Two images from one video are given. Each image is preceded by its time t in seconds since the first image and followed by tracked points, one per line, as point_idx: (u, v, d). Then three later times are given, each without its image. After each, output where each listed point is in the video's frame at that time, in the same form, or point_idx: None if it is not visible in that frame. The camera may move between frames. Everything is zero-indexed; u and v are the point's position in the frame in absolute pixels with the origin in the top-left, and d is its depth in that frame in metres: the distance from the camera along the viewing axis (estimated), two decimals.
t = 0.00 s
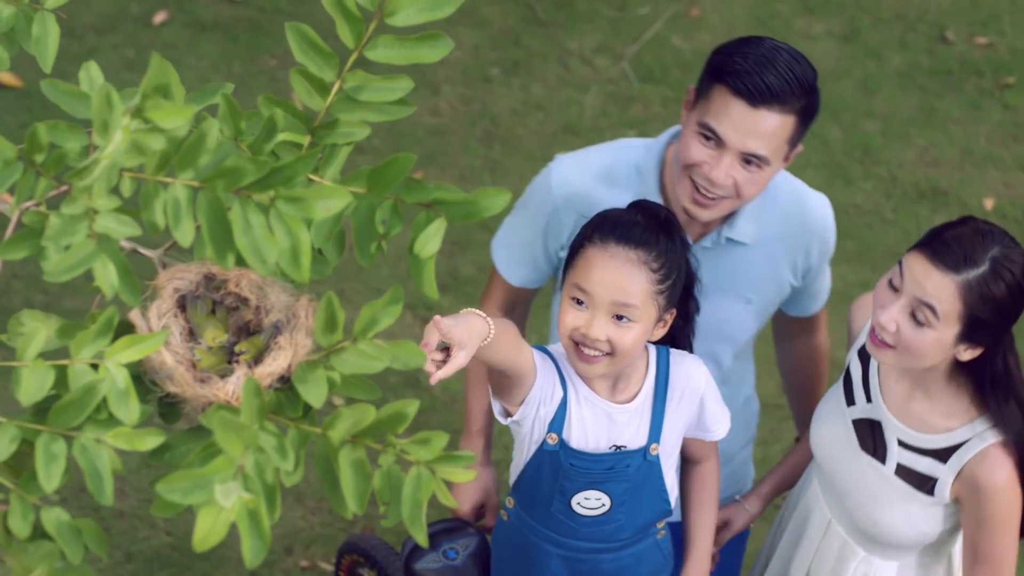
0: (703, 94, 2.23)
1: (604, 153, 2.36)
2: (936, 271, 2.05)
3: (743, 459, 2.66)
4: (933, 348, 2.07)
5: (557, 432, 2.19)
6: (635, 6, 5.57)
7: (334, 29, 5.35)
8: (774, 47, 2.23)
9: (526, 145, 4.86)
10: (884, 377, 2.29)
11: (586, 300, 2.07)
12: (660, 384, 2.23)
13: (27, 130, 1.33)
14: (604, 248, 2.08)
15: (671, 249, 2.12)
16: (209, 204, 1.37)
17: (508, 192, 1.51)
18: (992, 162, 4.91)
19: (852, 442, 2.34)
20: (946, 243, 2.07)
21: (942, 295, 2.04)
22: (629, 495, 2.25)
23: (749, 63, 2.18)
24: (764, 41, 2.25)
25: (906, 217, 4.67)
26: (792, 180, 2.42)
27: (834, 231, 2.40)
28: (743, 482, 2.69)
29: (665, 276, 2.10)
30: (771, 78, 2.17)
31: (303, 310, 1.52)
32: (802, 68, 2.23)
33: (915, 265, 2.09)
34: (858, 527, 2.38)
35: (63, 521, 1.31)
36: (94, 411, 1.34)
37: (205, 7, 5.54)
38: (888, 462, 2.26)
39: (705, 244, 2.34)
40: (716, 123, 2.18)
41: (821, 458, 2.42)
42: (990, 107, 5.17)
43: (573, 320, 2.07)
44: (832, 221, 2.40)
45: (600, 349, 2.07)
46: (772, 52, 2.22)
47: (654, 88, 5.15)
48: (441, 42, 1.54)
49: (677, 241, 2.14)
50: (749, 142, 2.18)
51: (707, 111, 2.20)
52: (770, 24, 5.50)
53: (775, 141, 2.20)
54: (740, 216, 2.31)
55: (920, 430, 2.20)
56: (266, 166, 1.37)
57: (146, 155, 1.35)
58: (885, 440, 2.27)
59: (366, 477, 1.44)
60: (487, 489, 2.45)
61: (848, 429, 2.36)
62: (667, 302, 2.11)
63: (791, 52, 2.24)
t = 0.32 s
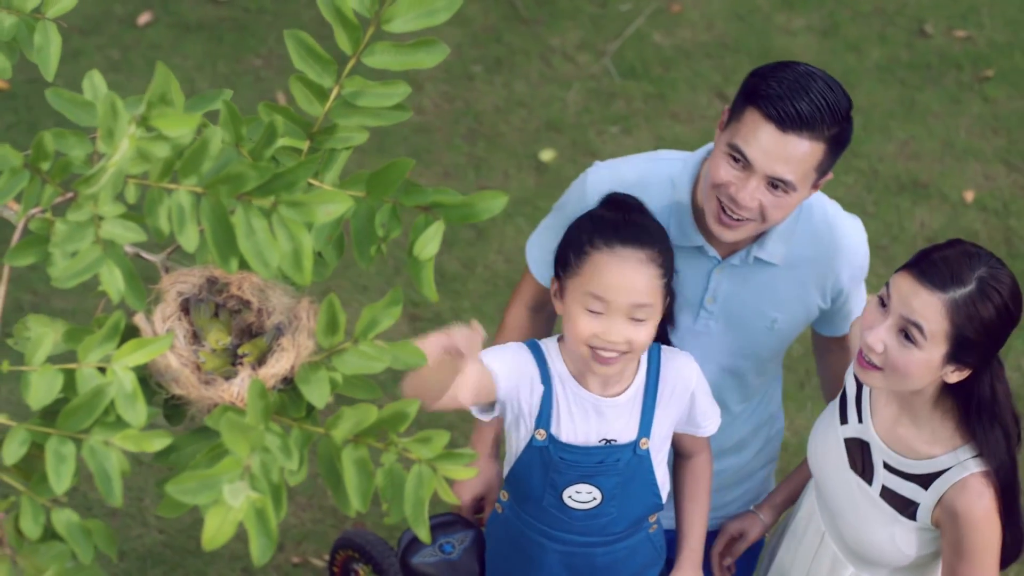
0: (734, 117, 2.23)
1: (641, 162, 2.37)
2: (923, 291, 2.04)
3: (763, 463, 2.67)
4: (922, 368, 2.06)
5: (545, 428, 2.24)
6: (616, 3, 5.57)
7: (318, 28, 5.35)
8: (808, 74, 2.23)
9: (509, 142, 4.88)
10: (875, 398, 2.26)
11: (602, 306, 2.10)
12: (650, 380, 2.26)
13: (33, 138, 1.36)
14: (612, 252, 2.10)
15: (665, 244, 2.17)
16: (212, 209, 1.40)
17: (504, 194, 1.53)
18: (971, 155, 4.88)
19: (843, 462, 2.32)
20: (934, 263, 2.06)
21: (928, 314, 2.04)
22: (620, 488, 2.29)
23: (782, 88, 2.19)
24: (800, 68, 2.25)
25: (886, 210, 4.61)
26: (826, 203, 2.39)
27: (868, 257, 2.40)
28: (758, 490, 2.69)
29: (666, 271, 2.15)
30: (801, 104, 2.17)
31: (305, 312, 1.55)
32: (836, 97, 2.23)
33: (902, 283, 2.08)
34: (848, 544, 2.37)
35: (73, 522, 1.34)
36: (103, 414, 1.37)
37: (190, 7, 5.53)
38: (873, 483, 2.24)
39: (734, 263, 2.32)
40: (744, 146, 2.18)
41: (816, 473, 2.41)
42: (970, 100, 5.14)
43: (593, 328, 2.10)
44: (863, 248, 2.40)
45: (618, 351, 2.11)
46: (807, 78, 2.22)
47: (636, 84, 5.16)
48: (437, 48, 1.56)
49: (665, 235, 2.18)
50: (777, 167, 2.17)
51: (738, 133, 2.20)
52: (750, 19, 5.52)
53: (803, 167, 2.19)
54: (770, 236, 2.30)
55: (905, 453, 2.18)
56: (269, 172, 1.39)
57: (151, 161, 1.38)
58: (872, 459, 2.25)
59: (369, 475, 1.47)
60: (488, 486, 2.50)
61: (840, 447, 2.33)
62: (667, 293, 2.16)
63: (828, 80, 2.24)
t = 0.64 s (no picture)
0: (744, 142, 2.18)
1: (655, 165, 2.40)
2: (898, 284, 2.07)
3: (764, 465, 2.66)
4: (901, 359, 2.08)
5: (532, 425, 2.26)
6: None
7: (303, 26, 5.34)
8: (808, 85, 2.17)
9: (495, 138, 4.91)
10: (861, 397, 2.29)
11: (654, 308, 2.13)
12: (645, 375, 2.28)
13: (37, 144, 1.37)
14: (647, 257, 2.12)
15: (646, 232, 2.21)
16: (214, 211, 1.42)
17: (501, 194, 1.55)
18: (954, 147, 4.83)
19: (831, 460, 2.35)
20: (908, 258, 2.08)
21: (905, 308, 2.06)
22: (613, 481, 2.30)
23: (787, 106, 2.14)
24: (800, 77, 2.19)
25: (870, 201, 4.63)
26: (838, 211, 2.38)
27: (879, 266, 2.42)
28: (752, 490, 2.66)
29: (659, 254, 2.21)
30: (811, 120, 2.12)
31: (306, 312, 1.58)
32: (840, 100, 2.17)
33: (876, 280, 2.11)
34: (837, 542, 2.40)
35: (81, 521, 1.36)
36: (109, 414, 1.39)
37: (176, 5, 5.50)
38: (861, 481, 2.28)
39: (744, 267, 2.32)
40: (766, 171, 2.14)
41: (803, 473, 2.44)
42: (952, 92, 5.06)
43: (653, 332, 2.14)
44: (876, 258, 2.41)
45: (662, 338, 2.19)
46: (810, 87, 2.17)
47: (621, 79, 5.15)
48: (434, 50, 1.58)
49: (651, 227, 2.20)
50: (800, 186, 2.14)
51: (754, 160, 2.16)
52: (733, 13, 5.44)
53: (823, 178, 2.15)
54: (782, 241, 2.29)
55: (892, 450, 2.20)
56: (269, 174, 1.41)
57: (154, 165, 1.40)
58: (859, 456, 2.29)
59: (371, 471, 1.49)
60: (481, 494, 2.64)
61: (828, 445, 2.36)
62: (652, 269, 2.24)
63: (829, 83, 2.18)
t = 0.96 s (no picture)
0: (743, 184, 2.11)
1: (641, 166, 2.39)
2: (879, 264, 2.06)
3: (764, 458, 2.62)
4: (887, 339, 2.07)
5: (516, 424, 2.27)
6: None
7: (290, 24, 5.35)
8: (776, 109, 2.11)
9: (482, 133, 4.93)
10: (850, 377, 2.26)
11: (632, 301, 2.13)
12: (627, 368, 2.27)
13: (42, 148, 1.39)
14: (620, 252, 2.11)
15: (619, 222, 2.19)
16: (217, 212, 1.43)
17: (500, 193, 1.57)
18: (939, 139, 4.87)
19: (819, 442, 2.32)
20: (888, 238, 2.07)
21: (887, 287, 2.05)
22: (600, 472, 2.29)
23: (773, 139, 2.08)
24: (759, 104, 2.12)
25: (856, 194, 4.67)
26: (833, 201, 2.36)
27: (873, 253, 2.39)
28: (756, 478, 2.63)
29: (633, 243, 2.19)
30: (801, 145, 2.07)
31: (308, 311, 1.60)
32: (808, 109, 2.11)
33: (858, 262, 2.10)
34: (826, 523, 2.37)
35: (89, 518, 1.38)
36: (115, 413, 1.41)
37: (164, 4, 5.49)
38: (850, 461, 2.25)
39: (739, 258, 2.29)
40: (784, 207, 2.10)
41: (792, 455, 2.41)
42: (937, 84, 5.10)
43: (632, 323, 2.14)
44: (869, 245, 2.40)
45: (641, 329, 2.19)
46: (780, 114, 2.10)
47: (607, 74, 5.17)
48: (431, 51, 1.61)
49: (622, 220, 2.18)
50: (813, 198, 2.11)
51: (767, 201, 2.10)
52: (718, 7, 5.46)
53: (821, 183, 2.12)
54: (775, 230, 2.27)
55: (883, 429, 2.17)
56: (272, 176, 1.43)
57: (157, 167, 1.42)
58: (849, 437, 2.25)
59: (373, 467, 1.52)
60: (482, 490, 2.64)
61: (817, 428, 2.33)
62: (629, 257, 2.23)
63: (783, 94, 2.12)
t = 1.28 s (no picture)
0: (712, 195, 2.13)
1: (607, 168, 2.42)
2: (872, 253, 2.09)
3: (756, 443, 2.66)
4: (884, 326, 2.09)
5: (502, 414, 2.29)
6: None
7: (280, 24, 5.36)
8: (734, 117, 2.11)
9: (473, 132, 4.95)
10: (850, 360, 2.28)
11: (598, 300, 2.12)
12: (611, 366, 2.27)
13: (47, 152, 1.41)
14: (586, 251, 2.10)
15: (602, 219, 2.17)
16: (221, 215, 1.45)
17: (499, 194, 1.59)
18: (927, 135, 4.91)
19: (822, 423, 2.34)
20: (880, 227, 2.10)
21: (880, 274, 2.07)
22: (584, 462, 2.30)
23: (736, 149, 2.09)
24: (716, 114, 2.12)
25: (845, 189, 4.71)
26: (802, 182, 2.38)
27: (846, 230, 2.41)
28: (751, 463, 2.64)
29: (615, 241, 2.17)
30: (763, 153, 2.08)
31: (309, 310, 1.62)
32: (765, 115, 2.11)
33: (852, 251, 2.13)
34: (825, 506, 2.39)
35: (96, 518, 1.41)
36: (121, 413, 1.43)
37: (154, 4, 5.49)
38: (853, 443, 2.26)
39: (715, 249, 2.31)
40: (750, 211, 2.13)
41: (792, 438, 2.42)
42: (924, 80, 5.14)
43: (599, 324, 2.12)
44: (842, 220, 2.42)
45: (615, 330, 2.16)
46: (739, 124, 2.10)
47: (596, 72, 5.19)
48: (429, 54, 1.64)
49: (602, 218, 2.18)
50: (779, 197, 2.13)
51: (737, 209, 2.12)
52: (706, 5, 5.49)
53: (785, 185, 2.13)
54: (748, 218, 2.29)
55: (886, 412, 2.19)
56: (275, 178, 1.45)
57: (161, 170, 1.45)
58: (851, 420, 2.27)
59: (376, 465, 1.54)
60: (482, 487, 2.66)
61: (818, 412, 2.35)
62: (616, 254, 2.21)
63: (739, 103, 2.12)
